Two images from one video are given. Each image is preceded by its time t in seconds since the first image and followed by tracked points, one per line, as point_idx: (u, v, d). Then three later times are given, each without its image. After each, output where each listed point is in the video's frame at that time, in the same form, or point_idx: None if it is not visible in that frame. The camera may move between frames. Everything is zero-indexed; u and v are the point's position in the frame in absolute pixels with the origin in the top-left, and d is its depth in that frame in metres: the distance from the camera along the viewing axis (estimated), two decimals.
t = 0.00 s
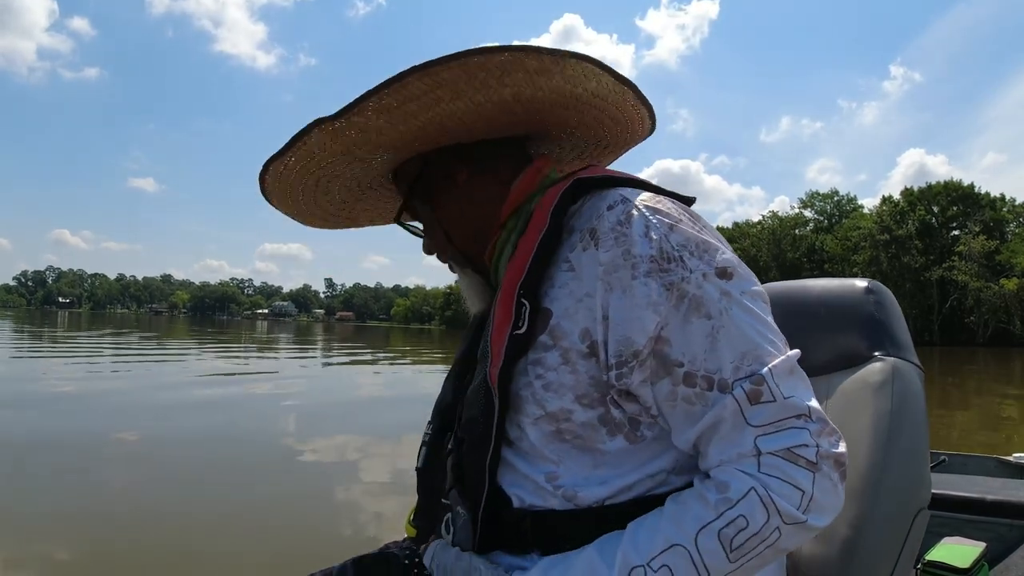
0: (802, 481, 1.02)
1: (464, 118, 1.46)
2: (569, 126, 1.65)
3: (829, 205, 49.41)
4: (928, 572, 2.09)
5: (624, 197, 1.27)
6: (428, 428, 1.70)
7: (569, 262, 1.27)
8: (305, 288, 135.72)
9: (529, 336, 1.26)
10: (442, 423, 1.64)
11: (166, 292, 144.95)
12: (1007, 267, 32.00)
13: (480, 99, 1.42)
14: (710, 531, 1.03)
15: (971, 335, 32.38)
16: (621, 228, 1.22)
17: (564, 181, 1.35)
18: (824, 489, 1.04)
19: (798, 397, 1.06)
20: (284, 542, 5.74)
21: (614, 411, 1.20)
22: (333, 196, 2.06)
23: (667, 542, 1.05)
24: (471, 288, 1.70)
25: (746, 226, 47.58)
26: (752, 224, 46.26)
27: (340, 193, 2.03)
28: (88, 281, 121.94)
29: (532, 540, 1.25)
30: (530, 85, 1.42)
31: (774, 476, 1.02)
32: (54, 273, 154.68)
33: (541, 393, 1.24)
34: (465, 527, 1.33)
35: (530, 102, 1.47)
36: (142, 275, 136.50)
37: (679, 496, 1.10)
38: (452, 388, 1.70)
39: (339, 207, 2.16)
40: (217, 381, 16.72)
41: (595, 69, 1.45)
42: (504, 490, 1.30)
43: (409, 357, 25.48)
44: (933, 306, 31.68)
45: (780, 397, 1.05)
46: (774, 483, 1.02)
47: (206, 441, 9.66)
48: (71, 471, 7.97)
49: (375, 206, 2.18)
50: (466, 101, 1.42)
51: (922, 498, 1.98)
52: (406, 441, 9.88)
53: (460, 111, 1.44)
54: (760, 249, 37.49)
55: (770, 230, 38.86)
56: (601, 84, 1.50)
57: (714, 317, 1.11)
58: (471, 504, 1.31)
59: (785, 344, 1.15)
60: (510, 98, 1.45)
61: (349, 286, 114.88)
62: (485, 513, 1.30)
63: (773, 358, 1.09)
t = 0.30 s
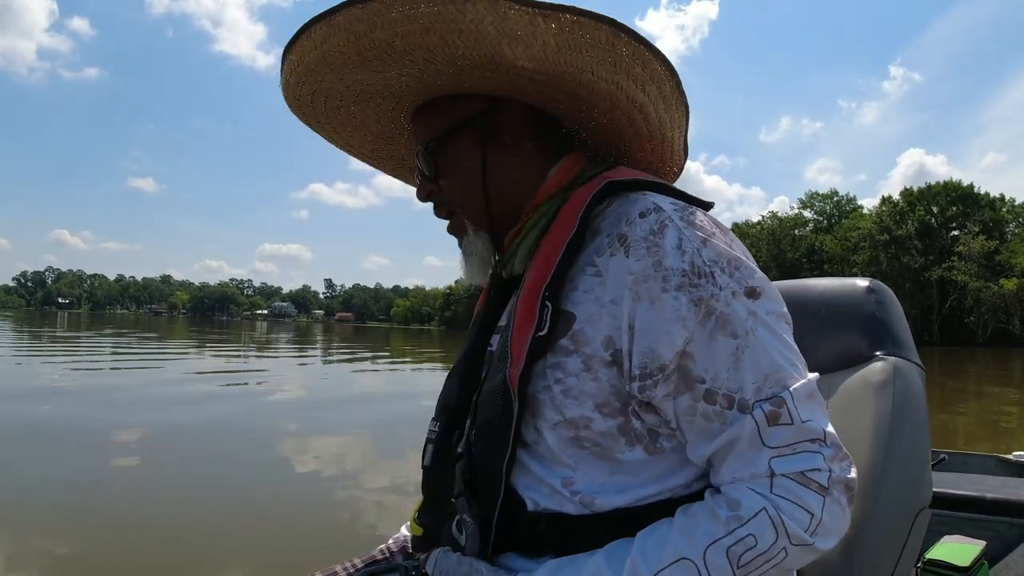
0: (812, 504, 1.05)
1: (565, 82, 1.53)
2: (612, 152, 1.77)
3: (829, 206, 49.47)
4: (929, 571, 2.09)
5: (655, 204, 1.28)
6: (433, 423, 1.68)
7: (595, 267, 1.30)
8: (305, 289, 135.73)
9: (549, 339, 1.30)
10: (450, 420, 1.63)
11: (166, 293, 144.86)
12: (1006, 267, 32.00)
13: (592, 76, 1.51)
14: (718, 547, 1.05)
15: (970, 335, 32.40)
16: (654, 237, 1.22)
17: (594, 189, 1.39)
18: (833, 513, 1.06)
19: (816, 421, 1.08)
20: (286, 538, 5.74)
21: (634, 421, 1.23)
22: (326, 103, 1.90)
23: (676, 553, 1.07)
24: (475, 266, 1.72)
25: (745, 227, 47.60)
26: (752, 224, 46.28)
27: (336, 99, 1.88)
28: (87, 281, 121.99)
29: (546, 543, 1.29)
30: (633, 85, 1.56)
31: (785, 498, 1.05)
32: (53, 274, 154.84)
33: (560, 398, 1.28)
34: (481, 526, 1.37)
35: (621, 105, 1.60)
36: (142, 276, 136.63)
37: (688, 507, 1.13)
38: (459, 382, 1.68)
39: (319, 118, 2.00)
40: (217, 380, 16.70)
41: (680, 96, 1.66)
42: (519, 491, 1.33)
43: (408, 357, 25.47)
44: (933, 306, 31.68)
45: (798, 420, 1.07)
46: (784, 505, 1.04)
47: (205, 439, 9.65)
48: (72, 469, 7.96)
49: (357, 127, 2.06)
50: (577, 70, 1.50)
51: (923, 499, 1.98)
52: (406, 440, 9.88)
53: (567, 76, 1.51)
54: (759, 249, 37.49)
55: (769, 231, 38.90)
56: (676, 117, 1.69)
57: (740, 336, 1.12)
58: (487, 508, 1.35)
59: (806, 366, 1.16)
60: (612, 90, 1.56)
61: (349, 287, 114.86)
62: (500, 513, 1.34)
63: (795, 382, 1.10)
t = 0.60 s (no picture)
0: (820, 520, 1.10)
1: (622, 86, 1.61)
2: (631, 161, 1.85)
3: (829, 206, 49.48)
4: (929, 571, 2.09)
5: (675, 211, 1.31)
6: (436, 425, 1.68)
7: (612, 273, 1.33)
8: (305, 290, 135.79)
9: (562, 344, 1.32)
10: (454, 420, 1.63)
11: (165, 294, 144.71)
12: (1006, 267, 32.00)
13: (648, 85, 1.60)
14: (727, 560, 1.09)
15: (970, 335, 32.37)
16: (674, 246, 1.26)
17: (615, 190, 1.41)
18: (840, 529, 1.11)
19: (827, 438, 1.13)
20: (287, 539, 5.74)
21: (647, 432, 1.25)
22: (351, 52, 1.87)
23: (684, 566, 1.11)
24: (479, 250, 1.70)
25: (745, 228, 47.65)
26: (752, 224, 46.24)
27: (363, 50, 1.85)
28: (87, 282, 122.07)
29: (553, 552, 1.29)
30: (679, 100, 1.67)
31: (794, 513, 1.09)
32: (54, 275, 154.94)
33: (573, 406, 1.29)
34: (487, 535, 1.35)
35: (663, 118, 1.69)
36: (142, 277, 136.77)
37: (696, 521, 1.17)
38: (464, 380, 1.68)
39: (338, 65, 1.96)
40: (217, 380, 16.69)
41: (713, 113, 1.78)
42: (527, 499, 1.34)
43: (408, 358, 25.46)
44: (933, 306, 31.65)
45: (810, 436, 1.12)
46: (793, 521, 1.09)
47: (205, 440, 9.65)
48: (71, 471, 7.93)
49: (372, 84, 2.03)
50: (638, 77, 1.58)
51: (924, 500, 1.97)
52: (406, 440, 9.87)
53: (626, 81, 1.59)
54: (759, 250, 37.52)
55: (769, 231, 38.93)
56: (703, 133, 1.81)
57: (756, 350, 1.16)
58: (495, 516, 1.34)
59: (820, 383, 1.21)
60: (659, 99, 1.64)
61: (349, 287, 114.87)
62: (508, 521, 1.33)
63: (809, 398, 1.15)
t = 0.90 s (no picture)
0: (823, 529, 1.10)
1: (642, 91, 1.61)
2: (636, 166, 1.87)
3: (828, 206, 49.61)
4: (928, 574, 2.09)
5: (683, 215, 1.32)
6: (436, 427, 1.68)
7: (618, 277, 1.33)
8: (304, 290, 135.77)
9: (568, 348, 1.32)
10: (455, 421, 1.63)
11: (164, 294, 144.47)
12: (1006, 267, 32.01)
13: (668, 92, 1.62)
14: (729, 568, 1.09)
15: (970, 335, 32.41)
16: (681, 251, 1.26)
17: (621, 193, 1.41)
18: (843, 539, 1.11)
19: (832, 446, 1.14)
20: (287, 537, 5.77)
21: (651, 438, 1.25)
22: (360, 34, 1.83)
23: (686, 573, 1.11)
24: (484, 252, 1.69)
25: (745, 228, 47.67)
26: (751, 225, 46.28)
27: (373, 34, 1.81)
28: (87, 282, 122.07)
29: (554, 558, 1.29)
30: (693, 107, 1.68)
31: (797, 522, 1.09)
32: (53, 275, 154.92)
33: (577, 410, 1.29)
34: (488, 540, 1.35)
35: (676, 125, 1.71)
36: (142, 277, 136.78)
37: (699, 527, 1.17)
38: (466, 381, 1.68)
39: (343, 47, 1.91)
40: (216, 380, 16.69)
41: (720, 123, 1.81)
42: (528, 503, 1.34)
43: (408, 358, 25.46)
44: (933, 306, 31.67)
45: (814, 445, 1.12)
46: (796, 529, 1.09)
47: (205, 439, 9.65)
48: (70, 471, 7.93)
49: (375, 70, 1.99)
50: (659, 82, 1.59)
51: (924, 503, 1.97)
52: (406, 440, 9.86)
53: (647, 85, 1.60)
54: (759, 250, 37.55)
55: (769, 231, 38.95)
56: (709, 142, 1.84)
57: (763, 357, 1.16)
58: (495, 521, 1.33)
59: (826, 391, 1.21)
60: (675, 106, 1.66)
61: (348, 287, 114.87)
62: (510, 526, 1.33)
63: (815, 406, 1.15)
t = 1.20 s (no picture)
0: (822, 528, 1.10)
1: (656, 95, 1.62)
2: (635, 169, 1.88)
3: (828, 206, 49.67)
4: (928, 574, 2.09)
5: (684, 216, 1.32)
6: (437, 427, 1.68)
7: (619, 278, 1.33)
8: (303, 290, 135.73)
9: (570, 347, 1.32)
10: (455, 422, 1.62)
11: (164, 294, 144.49)
12: (1005, 267, 32.03)
13: (681, 98, 1.62)
14: (729, 566, 1.09)
15: (969, 335, 32.45)
16: (682, 251, 1.26)
17: (623, 193, 1.41)
18: (842, 538, 1.11)
19: (831, 446, 1.14)
20: (287, 535, 5.77)
21: (652, 437, 1.25)
22: (376, 15, 1.80)
23: (687, 572, 1.11)
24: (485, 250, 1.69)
25: (744, 227, 47.69)
26: (750, 224, 46.32)
27: (390, 16, 1.78)
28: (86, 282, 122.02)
29: (554, 558, 1.29)
30: (700, 116, 1.70)
31: (797, 521, 1.09)
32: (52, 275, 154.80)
33: (578, 410, 1.29)
34: (489, 539, 1.35)
35: (682, 132, 1.72)
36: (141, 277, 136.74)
37: (699, 526, 1.17)
38: (467, 380, 1.68)
39: (355, 28, 1.88)
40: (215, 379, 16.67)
41: (719, 131, 1.84)
42: (529, 503, 1.34)
43: (408, 358, 25.46)
44: (932, 306, 31.67)
45: (814, 445, 1.12)
46: (796, 528, 1.09)
47: (204, 438, 9.64)
48: (69, 470, 7.91)
49: (384, 53, 1.97)
50: (676, 89, 1.59)
51: (923, 505, 1.97)
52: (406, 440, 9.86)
53: (663, 90, 1.60)
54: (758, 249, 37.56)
55: (768, 230, 38.97)
56: (707, 149, 1.86)
57: (763, 357, 1.16)
58: (497, 520, 1.33)
59: (825, 390, 1.22)
60: (684, 114, 1.67)
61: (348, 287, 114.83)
62: (511, 526, 1.33)
63: (814, 406, 1.15)
